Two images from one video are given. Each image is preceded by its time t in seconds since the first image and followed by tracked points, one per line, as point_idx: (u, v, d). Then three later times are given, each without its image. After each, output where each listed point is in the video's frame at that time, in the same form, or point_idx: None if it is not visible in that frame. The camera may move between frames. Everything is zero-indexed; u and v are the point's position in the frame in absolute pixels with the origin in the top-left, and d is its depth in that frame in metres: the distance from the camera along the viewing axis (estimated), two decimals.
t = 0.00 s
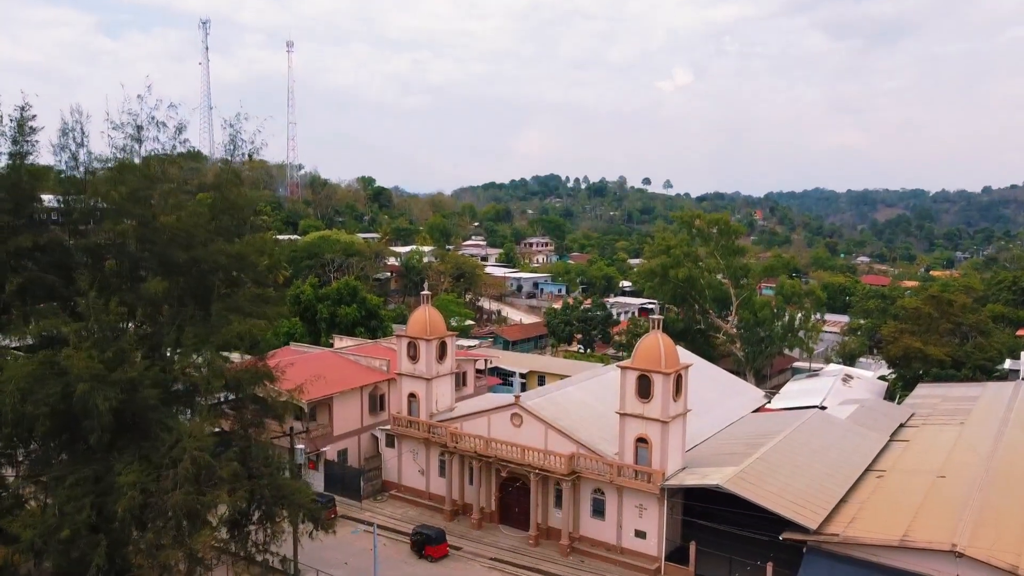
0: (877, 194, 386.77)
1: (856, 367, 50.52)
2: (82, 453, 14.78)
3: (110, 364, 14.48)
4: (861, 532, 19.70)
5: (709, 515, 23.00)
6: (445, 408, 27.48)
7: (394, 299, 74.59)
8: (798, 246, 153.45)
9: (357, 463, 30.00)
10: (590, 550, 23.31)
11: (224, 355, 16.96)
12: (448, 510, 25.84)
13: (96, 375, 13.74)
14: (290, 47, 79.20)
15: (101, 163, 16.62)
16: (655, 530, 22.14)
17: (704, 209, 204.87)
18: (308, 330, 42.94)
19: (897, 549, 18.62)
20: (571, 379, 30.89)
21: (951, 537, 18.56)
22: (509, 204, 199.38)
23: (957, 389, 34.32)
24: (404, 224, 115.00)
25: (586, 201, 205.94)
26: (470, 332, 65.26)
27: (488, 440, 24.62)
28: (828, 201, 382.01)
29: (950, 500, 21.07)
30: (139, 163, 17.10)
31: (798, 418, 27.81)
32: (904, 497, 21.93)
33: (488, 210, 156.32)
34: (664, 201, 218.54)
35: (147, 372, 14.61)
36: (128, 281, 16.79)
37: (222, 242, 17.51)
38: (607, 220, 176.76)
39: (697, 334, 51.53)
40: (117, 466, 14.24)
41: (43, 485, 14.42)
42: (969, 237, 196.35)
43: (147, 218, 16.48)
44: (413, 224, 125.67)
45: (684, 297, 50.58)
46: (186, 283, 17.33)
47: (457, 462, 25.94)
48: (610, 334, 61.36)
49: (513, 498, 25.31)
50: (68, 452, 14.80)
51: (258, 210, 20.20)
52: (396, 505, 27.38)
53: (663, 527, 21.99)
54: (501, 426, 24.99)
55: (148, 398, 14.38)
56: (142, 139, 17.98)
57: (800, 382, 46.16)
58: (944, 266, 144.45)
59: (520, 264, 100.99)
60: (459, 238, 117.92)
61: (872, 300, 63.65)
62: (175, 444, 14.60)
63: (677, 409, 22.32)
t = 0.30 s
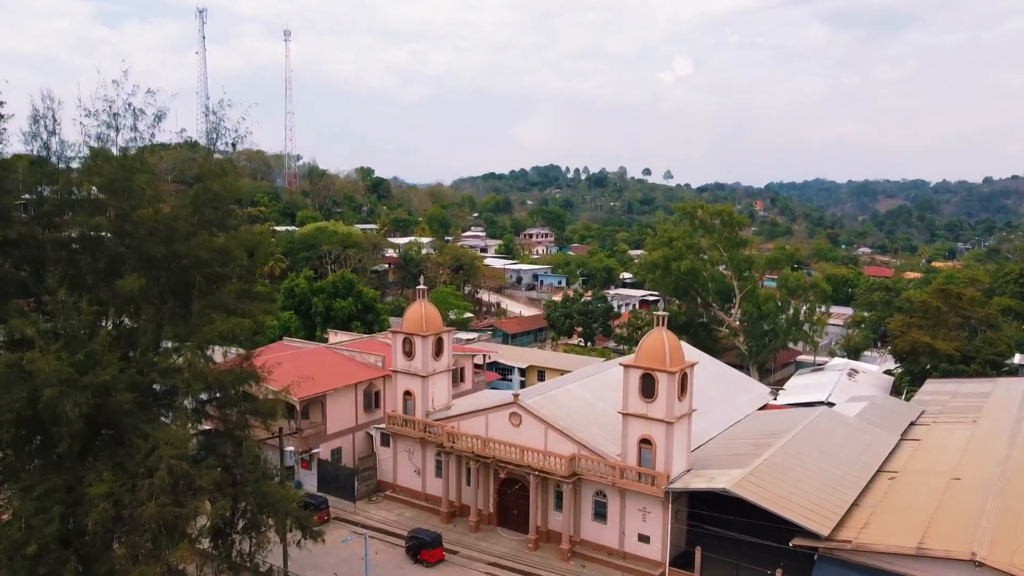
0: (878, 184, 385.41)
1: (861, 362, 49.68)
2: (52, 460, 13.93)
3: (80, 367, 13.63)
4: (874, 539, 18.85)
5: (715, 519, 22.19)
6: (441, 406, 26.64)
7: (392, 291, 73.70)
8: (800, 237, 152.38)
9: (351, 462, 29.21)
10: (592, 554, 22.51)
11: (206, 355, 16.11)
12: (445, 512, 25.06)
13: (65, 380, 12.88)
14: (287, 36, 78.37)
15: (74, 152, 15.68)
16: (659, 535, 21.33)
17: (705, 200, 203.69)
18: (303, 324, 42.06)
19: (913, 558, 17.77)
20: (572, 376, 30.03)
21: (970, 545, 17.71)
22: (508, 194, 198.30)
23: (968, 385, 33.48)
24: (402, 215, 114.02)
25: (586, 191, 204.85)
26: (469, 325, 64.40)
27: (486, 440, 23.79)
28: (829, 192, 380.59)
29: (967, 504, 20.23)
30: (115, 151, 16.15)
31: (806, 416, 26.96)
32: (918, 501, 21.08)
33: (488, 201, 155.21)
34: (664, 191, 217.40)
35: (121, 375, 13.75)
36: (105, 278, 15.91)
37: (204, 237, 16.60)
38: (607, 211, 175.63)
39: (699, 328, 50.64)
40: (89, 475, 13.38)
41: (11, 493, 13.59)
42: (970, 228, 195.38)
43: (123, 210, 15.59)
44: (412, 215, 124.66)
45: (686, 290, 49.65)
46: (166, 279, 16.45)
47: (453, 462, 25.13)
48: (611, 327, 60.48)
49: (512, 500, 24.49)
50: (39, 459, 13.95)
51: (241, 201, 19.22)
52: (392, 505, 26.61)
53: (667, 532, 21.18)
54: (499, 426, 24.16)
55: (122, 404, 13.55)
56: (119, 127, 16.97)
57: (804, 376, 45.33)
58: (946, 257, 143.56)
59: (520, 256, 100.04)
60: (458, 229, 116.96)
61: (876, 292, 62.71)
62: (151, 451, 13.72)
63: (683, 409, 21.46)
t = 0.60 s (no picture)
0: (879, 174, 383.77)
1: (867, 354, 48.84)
2: (19, 469, 13.11)
3: (47, 370, 12.78)
4: (890, 547, 17.99)
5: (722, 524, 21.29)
6: (438, 404, 25.78)
7: (390, 282, 72.83)
8: (801, 227, 151.34)
9: (346, 460, 28.39)
10: (593, 558, 21.71)
11: (185, 355, 15.24)
12: (441, 514, 24.25)
13: (31, 385, 12.04)
14: (286, 24, 77.42)
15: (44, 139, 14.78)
16: (664, 539, 20.49)
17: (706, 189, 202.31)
18: (298, 317, 41.19)
19: (932, 567, 16.93)
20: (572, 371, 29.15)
21: (991, 554, 16.86)
22: (508, 184, 197.21)
23: (979, 380, 32.63)
24: (401, 205, 112.98)
25: (587, 181, 203.65)
26: (468, 317, 63.53)
27: (483, 440, 22.93)
28: (830, 181, 379.00)
29: (985, 508, 19.39)
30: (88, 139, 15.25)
31: (815, 414, 26.09)
32: (934, 504, 20.23)
33: (488, 190, 154.09)
34: (664, 181, 216.14)
35: (91, 378, 12.90)
36: (77, 274, 14.99)
37: (184, 231, 15.74)
38: (608, 201, 174.55)
39: (702, 320, 49.79)
40: (57, 487, 12.55)
41: None
42: (972, 218, 194.29)
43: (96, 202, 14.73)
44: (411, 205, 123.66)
45: (689, 282, 48.72)
46: (144, 275, 15.58)
47: (450, 462, 24.29)
48: (612, 319, 59.60)
49: (511, 501, 23.66)
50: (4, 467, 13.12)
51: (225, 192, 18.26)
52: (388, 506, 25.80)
53: (671, 536, 20.34)
54: (497, 425, 23.33)
55: (92, 410, 12.68)
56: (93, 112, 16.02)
57: (809, 370, 44.44)
58: (948, 248, 142.61)
59: (520, 246, 99.09)
60: (457, 219, 115.95)
61: (881, 284, 61.79)
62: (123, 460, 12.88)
63: (689, 409, 20.58)
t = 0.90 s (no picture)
0: (880, 164, 382.31)
1: (872, 348, 47.95)
2: None
3: (9, 376, 12.00)
4: (906, 555, 17.14)
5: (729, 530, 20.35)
6: (434, 402, 24.91)
7: (388, 274, 71.95)
8: (803, 218, 150.17)
9: (340, 460, 27.57)
10: (595, 563, 20.89)
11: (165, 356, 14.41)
12: (437, 516, 23.40)
13: None
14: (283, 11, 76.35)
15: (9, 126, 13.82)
16: (669, 545, 19.64)
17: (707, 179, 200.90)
18: (293, 310, 40.30)
19: None
20: (573, 368, 28.26)
21: (1014, 565, 16.01)
22: (508, 174, 196.05)
23: (991, 376, 31.73)
24: (400, 195, 111.86)
25: (587, 170, 202.41)
26: (466, 309, 62.64)
27: (481, 440, 22.08)
28: (832, 171, 377.29)
29: (1004, 514, 18.54)
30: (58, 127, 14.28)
31: (824, 412, 25.23)
32: (950, 509, 19.38)
33: (487, 180, 152.94)
34: (665, 171, 214.85)
35: (58, 385, 12.09)
36: (47, 270, 14.20)
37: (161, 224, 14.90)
38: (608, 191, 173.44)
39: (705, 312, 48.88)
40: (19, 501, 11.80)
41: None
42: (974, 207, 193.03)
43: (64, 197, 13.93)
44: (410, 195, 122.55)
45: (692, 274, 47.78)
46: (119, 272, 14.79)
47: (447, 463, 23.45)
48: (613, 311, 58.70)
49: (509, 504, 22.81)
50: None
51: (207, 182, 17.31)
52: (382, 507, 24.99)
53: (676, 543, 19.51)
54: (495, 424, 22.47)
55: (57, 419, 11.92)
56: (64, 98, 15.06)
57: (814, 364, 43.55)
58: (951, 238, 141.53)
59: (520, 237, 98.11)
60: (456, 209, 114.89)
61: (887, 275, 60.84)
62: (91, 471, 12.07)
63: (695, 410, 19.69)
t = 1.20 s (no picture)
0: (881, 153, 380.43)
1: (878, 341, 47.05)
2: None
3: None
4: (925, 567, 16.26)
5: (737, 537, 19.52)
6: (430, 401, 24.05)
7: (386, 265, 70.96)
8: (805, 208, 148.91)
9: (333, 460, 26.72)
10: (596, 571, 20.07)
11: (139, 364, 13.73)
12: (433, 520, 22.55)
13: None
14: None
15: None
16: (674, 553, 18.80)
17: (708, 169, 199.60)
18: (286, 304, 39.38)
19: None
20: (575, 365, 27.35)
21: None
22: (507, 164, 194.70)
23: (1004, 373, 30.84)
24: (398, 185, 110.79)
25: (587, 160, 201.10)
26: (465, 301, 61.67)
27: (478, 442, 21.23)
28: (832, 161, 375.72)
29: None
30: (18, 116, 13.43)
31: (835, 412, 24.33)
32: (969, 515, 18.50)
33: (487, 170, 151.75)
34: (666, 160, 213.46)
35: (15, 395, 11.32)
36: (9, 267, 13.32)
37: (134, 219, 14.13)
38: (608, 180, 172.18)
39: (707, 305, 47.95)
40: None
41: None
42: (977, 197, 191.82)
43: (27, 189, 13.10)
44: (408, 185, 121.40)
45: (694, 266, 46.83)
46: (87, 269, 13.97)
47: (443, 465, 22.59)
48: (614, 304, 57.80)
49: (507, 507, 21.95)
50: None
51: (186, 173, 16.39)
52: (376, 510, 24.14)
53: (682, 550, 18.66)
54: (493, 425, 21.61)
55: (14, 431, 11.15)
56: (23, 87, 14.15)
57: (820, 359, 42.64)
58: (953, 228, 140.42)
59: (519, 227, 97.08)
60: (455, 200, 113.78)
61: (892, 267, 59.85)
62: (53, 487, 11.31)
63: (703, 412, 18.80)
